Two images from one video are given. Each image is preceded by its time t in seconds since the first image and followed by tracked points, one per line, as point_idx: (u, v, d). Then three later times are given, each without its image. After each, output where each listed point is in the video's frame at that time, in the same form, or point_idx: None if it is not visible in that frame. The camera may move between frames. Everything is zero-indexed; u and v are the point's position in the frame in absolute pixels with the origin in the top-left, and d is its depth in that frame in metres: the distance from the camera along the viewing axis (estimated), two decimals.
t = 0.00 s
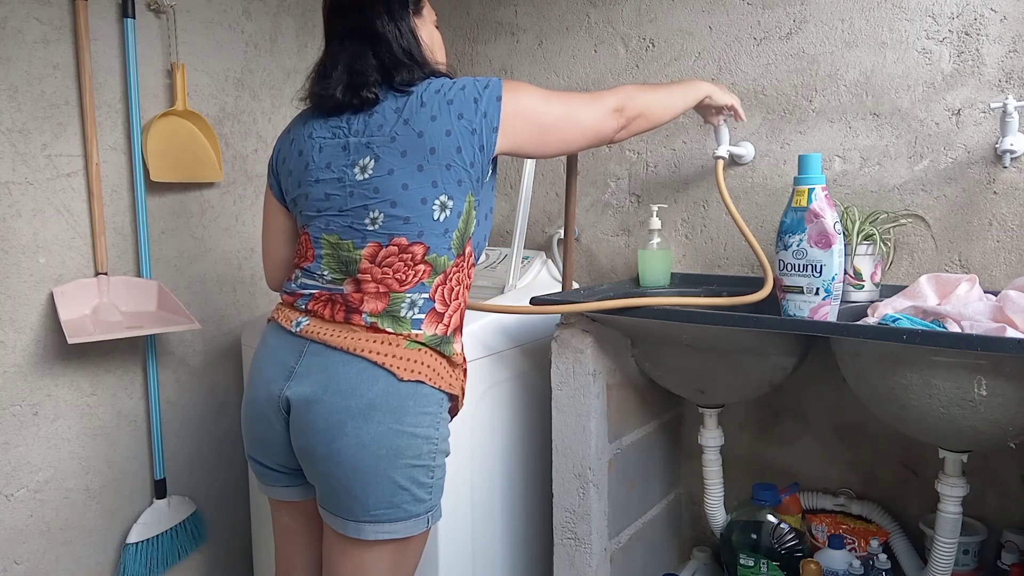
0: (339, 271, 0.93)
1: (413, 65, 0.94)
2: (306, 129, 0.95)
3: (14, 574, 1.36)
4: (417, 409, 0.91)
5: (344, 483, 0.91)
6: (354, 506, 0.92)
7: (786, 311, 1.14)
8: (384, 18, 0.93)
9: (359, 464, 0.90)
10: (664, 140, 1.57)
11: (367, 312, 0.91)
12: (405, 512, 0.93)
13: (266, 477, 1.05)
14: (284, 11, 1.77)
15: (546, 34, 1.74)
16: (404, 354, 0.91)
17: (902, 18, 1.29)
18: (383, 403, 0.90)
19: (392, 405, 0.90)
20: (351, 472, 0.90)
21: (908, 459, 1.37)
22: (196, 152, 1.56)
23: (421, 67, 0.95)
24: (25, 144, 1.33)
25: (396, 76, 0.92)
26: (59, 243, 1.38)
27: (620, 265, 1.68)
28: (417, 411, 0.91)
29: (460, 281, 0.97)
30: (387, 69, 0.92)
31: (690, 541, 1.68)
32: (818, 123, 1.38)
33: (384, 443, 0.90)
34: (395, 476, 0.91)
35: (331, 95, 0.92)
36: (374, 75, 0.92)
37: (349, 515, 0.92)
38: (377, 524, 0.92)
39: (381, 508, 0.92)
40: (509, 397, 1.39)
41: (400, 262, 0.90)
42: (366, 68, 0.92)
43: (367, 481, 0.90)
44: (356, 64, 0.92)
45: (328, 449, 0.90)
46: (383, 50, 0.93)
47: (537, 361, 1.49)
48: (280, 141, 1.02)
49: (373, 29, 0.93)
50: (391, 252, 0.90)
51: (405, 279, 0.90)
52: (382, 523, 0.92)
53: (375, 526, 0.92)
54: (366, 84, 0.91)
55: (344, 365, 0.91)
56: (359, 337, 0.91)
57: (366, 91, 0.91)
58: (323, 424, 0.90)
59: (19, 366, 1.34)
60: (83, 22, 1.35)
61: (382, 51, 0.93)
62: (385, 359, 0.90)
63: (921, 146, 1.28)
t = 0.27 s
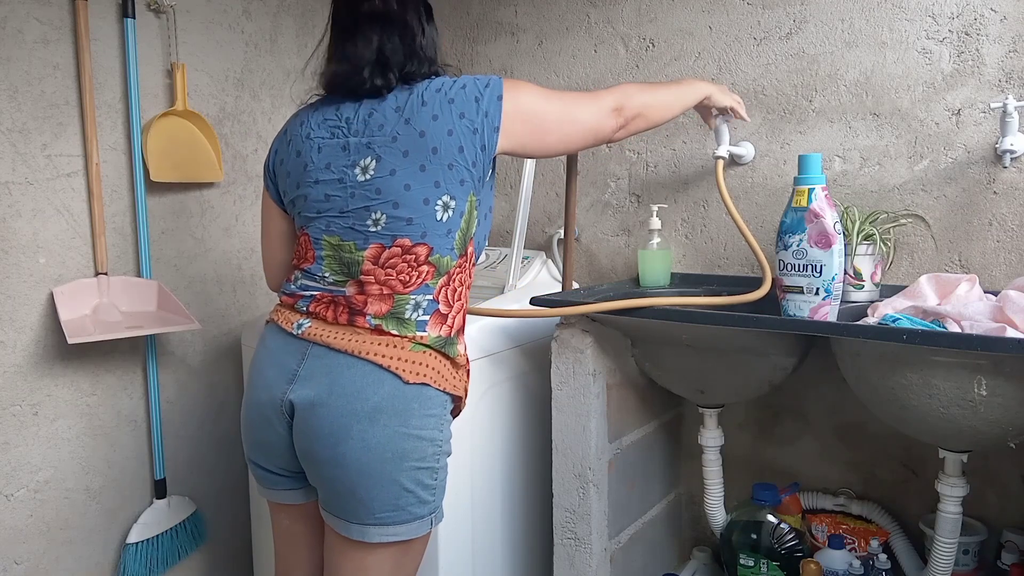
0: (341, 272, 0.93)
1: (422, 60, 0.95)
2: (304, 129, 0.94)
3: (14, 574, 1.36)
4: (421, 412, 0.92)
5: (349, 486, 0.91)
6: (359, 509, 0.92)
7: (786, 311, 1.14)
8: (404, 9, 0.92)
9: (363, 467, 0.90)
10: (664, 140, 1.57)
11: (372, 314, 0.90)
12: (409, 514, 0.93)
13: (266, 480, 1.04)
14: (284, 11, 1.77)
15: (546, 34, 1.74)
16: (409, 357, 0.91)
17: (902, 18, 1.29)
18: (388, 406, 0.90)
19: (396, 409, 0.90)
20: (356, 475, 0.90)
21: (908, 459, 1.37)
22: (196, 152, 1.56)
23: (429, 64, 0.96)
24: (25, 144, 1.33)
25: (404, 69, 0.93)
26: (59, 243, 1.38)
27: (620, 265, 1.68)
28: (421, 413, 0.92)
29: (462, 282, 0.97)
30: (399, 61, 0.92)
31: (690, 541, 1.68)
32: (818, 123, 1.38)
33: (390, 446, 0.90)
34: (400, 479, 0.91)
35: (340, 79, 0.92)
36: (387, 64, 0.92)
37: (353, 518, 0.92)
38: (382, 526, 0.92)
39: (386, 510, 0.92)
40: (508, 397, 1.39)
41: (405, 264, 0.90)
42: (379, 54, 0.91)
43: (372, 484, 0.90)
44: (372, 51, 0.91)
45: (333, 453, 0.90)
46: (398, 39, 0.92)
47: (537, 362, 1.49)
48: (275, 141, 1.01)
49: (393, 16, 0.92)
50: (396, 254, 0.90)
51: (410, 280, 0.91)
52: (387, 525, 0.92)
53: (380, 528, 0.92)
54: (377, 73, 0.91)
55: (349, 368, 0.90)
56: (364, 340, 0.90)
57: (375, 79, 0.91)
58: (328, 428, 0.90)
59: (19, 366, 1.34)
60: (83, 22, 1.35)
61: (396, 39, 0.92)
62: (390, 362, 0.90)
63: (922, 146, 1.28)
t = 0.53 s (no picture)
0: (315, 276, 0.93)
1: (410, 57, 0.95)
2: (278, 133, 0.97)
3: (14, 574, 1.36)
4: (396, 408, 0.91)
5: (326, 483, 0.91)
6: (339, 506, 0.92)
7: (786, 311, 1.14)
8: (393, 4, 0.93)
9: (339, 462, 0.90)
10: (664, 140, 1.57)
11: (342, 314, 0.90)
12: (388, 510, 0.93)
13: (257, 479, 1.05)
14: (284, 11, 1.78)
15: (546, 34, 1.74)
16: (382, 360, 0.90)
17: (902, 18, 1.29)
18: (362, 401, 0.89)
19: (371, 404, 0.90)
20: (333, 471, 0.90)
21: (908, 459, 1.37)
22: (196, 152, 1.56)
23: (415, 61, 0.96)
24: (25, 144, 1.33)
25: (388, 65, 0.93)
26: (59, 243, 1.38)
27: (620, 265, 1.68)
28: (396, 409, 0.91)
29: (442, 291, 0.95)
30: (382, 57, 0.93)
31: (690, 541, 1.68)
32: (818, 123, 1.38)
33: (364, 442, 0.89)
34: (377, 474, 0.91)
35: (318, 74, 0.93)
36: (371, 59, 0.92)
37: (334, 515, 0.92)
38: (362, 522, 0.92)
39: (364, 506, 0.92)
40: (507, 397, 1.39)
41: (376, 267, 0.89)
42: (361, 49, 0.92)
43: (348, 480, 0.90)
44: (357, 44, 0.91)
45: (309, 450, 0.90)
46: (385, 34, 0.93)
47: (536, 362, 1.48)
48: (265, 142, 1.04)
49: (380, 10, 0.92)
50: (366, 256, 0.89)
51: (382, 286, 0.89)
52: (366, 521, 0.92)
53: (359, 524, 0.92)
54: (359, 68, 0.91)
55: (322, 364, 0.91)
56: (335, 337, 0.90)
57: (357, 74, 0.91)
58: (302, 424, 0.90)
59: (19, 366, 1.34)
60: (83, 22, 1.35)
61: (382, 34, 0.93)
62: (362, 361, 0.89)
63: (922, 146, 1.28)
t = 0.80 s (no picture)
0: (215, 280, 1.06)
1: (280, 74, 0.99)
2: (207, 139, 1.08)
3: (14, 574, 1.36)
4: (264, 404, 0.97)
5: (221, 473, 1.00)
6: (236, 495, 1.01)
7: (786, 311, 1.14)
8: (292, 25, 0.99)
9: (219, 457, 0.99)
10: (664, 140, 1.57)
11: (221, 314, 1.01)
12: (277, 501, 0.99)
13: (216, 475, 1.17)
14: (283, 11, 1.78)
15: (546, 34, 1.74)
16: (245, 357, 0.98)
17: (902, 18, 1.29)
18: (226, 399, 0.98)
19: (240, 401, 0.97)
20: (221, 463, 0.99)
21: (908, 459, 1.37)
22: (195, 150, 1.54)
23: (288, 79, 1.00)
24: (25, 144, 1.33)
25: (255, 78, 0.99)
26: (59, 243, 1.38)
27: (620, 265, 1.68)
28: (264, 405, 0.97)
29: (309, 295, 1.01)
30: (248, 70, 1.00)
31: (689, 541, 1.68)
32: (818, 123, 1.38)
33: (236, 436, 0.97)
34: (251, 468, 0.97)
35: (218, 78, 1.03)
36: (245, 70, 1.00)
37: (239, 504, 1.01)
38: (257, 511, 1.00)
39: (255, 497, 0.99)
40: (507, 397, 1.39)
41: (240, 271, 0.98)
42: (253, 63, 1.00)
43: (230, 472, 0.99)
44: (240, 55, 1.00)
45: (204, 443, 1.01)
46: (271, 50, 0.99)
47: (536, 361, 1.49)
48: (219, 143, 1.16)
49: (277, 28, 0.99)
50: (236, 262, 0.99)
51: (243, 288, 0.98)
52: (263, 510, 1.00)
53: (256, 513, 1.00)
54: (237, 76, 1.00)
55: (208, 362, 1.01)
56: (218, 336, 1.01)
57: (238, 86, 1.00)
58: (194, 422, 1.01)
59: (20, 366, 1.34)
60: (83, 22, 1.35)
61: (269, 50, 0.99)
62: (225, 359, 0.99)
63: (922, 146, 1.28)
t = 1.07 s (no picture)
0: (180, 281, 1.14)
1: (234, 83, 1.05)
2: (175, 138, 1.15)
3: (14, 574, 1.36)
4: (198, 403, 1.03)
5: (168, 470, 1.07)
6: (182, 490, 1.08)
7: (786, 311, 1.14)
8: (248, 35, 1.04)
9: (166, 455, 1.06)
10: (664, 140, 1.57)
11: (172, 315, 1.09)
12: (217, 496, 1.05)
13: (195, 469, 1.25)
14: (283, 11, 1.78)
15: (546, 34, 1.74)
16: (181, 357, 1.05)
17: (902, 18, 1.29)
18: (170, 401, 1.05)
19: (180, 401, 1.04)
20: (167, 459, 1.06)
21: (908, 459, 1.37)
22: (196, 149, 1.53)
23: (242, 87, 1.05)
24: (25, 144, 1.33)
25: (209, 84, 1.06)
26: (59, 243, 1.37)
27: (620, 265, 1.68)
28: (200, 404, 1.03)
29: (244, 295, 1.05)
30: (205, 75, 1.06)
31: (689, 541, 1.68)
32: (818, 123, 1.38)
33: (176, 434, 1.04)
34: (193, 466, 1.04)
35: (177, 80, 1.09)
36: (201, 75, 1.06)
37: (184, 499, 1.08)
38: (201, 507, 1.06)
39: (198, 493, 1.06)
40: (507, 397, 1.40)
41: (183, 274, 1.06)
42: (208, 69, 1.06)
43: (177, 470, 1.06)
44: (197, 58, 1.06)
45: (153, 442, 1.08)
46: (225, 57, 1.04)
47: (536, 361, 1.49)
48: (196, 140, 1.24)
49: (233, 37, 1.04)
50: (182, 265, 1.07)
51: (185, 290, 1.06)
52: (205, 506, 1.06)
53: (201, 509, 1.07)
54: (192, 79, 1.07)
55: (158, 365, 1.10)
56: (165, 338, 1.09)
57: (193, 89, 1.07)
58: (146, 423, 1.09)
59: (20, 366, 1.33)
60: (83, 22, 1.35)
61: (226, 57, 1.05)
62: (169, 359, 1.07)
63: (922, 146, 1.28)
